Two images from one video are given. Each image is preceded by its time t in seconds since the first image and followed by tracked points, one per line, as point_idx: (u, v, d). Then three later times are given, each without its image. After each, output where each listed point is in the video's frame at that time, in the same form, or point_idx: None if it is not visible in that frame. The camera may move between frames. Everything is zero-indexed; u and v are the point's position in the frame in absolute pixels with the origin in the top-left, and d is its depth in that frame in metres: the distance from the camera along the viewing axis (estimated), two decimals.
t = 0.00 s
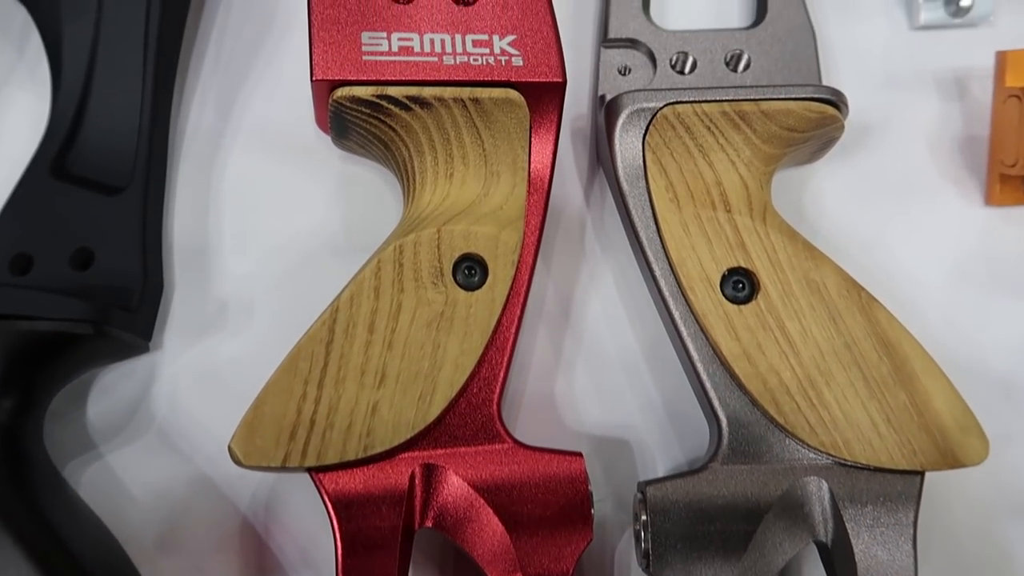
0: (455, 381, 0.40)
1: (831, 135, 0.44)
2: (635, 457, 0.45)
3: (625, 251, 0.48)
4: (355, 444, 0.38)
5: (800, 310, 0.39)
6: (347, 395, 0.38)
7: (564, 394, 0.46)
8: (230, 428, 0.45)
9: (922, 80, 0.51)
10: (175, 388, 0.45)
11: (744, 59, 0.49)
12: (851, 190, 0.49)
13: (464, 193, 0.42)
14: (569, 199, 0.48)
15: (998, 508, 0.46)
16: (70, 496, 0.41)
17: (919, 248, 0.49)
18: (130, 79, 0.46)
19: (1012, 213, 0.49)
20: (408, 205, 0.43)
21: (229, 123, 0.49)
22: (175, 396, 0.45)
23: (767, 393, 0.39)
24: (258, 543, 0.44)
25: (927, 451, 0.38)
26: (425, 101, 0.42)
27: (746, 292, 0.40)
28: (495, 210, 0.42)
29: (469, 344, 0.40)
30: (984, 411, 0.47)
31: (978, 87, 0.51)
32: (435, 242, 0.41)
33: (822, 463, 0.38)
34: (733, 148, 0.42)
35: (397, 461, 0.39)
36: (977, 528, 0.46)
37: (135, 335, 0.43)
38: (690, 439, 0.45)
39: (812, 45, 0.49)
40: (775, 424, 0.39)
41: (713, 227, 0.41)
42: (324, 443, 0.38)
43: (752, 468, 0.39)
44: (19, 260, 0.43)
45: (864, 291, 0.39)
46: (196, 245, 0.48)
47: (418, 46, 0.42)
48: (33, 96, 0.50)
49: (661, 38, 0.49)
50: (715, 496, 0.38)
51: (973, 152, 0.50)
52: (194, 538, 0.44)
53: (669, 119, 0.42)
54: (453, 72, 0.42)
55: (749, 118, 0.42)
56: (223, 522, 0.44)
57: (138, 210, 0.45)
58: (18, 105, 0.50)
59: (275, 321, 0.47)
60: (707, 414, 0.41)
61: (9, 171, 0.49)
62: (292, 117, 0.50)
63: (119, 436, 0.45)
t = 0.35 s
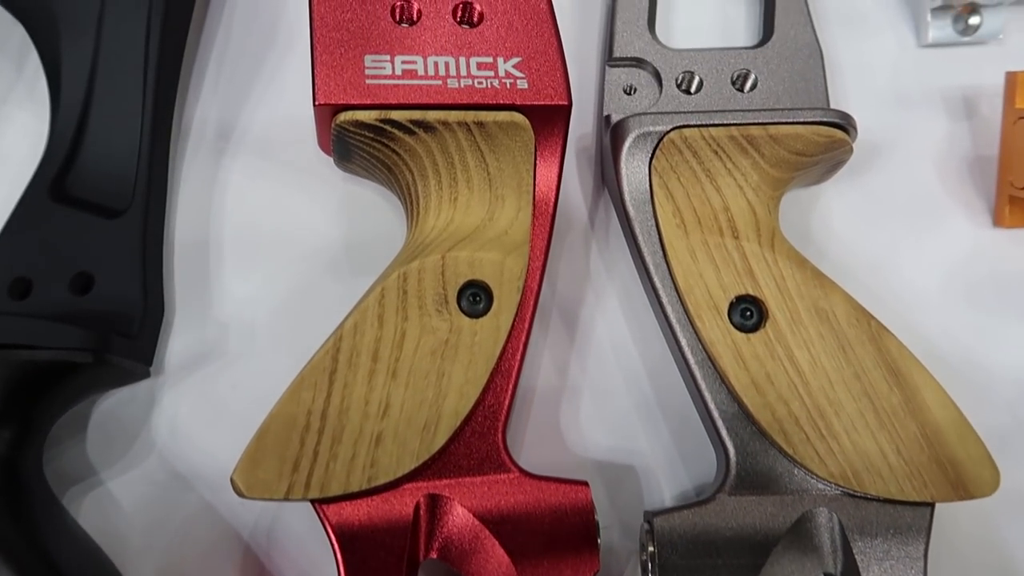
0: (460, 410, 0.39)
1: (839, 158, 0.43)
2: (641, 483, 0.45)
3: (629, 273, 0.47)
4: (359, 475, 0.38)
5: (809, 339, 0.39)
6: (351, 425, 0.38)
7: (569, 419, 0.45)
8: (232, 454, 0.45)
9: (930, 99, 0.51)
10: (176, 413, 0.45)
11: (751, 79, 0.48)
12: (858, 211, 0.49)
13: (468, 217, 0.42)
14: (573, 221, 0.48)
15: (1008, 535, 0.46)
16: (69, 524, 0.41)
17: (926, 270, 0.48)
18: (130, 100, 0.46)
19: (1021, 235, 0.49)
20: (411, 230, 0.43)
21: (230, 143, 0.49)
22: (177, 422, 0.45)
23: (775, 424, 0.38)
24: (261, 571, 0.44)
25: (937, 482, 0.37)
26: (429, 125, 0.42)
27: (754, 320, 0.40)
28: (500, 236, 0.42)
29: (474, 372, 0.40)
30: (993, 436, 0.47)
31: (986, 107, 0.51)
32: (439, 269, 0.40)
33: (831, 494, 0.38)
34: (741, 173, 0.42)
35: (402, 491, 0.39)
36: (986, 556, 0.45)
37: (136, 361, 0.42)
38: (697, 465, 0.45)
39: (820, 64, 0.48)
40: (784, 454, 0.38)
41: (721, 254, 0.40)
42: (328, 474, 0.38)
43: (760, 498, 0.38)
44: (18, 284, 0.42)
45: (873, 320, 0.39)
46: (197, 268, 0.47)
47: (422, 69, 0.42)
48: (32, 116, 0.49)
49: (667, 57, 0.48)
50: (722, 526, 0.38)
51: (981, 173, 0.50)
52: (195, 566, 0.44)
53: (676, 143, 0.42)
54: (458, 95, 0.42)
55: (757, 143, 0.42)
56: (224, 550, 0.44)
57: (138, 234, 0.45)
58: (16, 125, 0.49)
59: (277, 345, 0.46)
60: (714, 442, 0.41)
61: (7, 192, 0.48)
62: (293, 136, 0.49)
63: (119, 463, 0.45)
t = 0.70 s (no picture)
0: (467, 442, 0.39)
1: (850, 185, 0.43)
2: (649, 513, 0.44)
3: (637, 299, 0.47)
4: (365, 510, 0.37)
5: (821, 371, 0.38)
6: (358, 459, 0.37)
7: (577, 447, 0.45)
8: (236, 483, 0.44)
9: (940, 121, 0.50)
10: (179, 442, 0.45)
11: (759, 101, 0.48)
12: (869, 234, 0.48)
13: (475, 245, 0.41)
14: (580, 247, 0.48)
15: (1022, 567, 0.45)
16: (71, 558, 0.41)
17: (937, 295, 0.48)
18: (132, 123, 0.45)
19: None
20: (417, 257, 0.42)
21: (233, 166, 0.48)
22: (180, 451, 0.44)
23: (787, 457, 0.38)
24: None
25: (951, 518, 0.37)
26: (436, 152, 0.41)
27: (765, 351, 0.39)
28: (508, 264, 0.41)
29: (481, 404, 0.39)
30: (1007, 465, 0.46)
31: (997, 129, 0.50)
32: (446, 299, 0.40)
33: (844, 529, 0.38)
34: (751, 201, 0.41)
35: (409, 526, 0.38)
36: None
37: (138, 390, 0.42)
38: (706, 494, 0.44)
39: (830, 87, 0.48)
40: (796, 488, 0.38)
41: (731, 284, 0.40)
42: (334, 509, 0.37)
43: (771, 532, 0.38)
44: (18, 311, 0.42)
45: (886, 352, 0.39)
46: (199, 293, 0.47)
47: (428, 95, 0.41)
48: (32, 138, 0.49)
49: (675, 80, 0.48)
50: (733, 562, 0.38)
51: (992, 196, 0.49)
52: None
53: (686, 171, 0.41)
54: (465, 121, 0.41)
55: (768, 170, 0.41)
56: None
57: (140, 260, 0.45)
58: (16, 147, 0.49)
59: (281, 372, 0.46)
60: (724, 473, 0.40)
61: (7, 215, 0.48)
62: (297, 159, 0.48)
63: (122, 492, 0.44)
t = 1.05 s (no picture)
0: (476, 469, 0.38)
1: (860, 207, 0.43)
2: (658, 537, 0.44)
3: (644, 320, 0.47)
4: (373, 539, 0.37)
5: (832, 398, 0.38)
6: (365, 487, 0.37)
7: (585, 470, 0.45)
8: (241, 507, 0.44)
9: (950, 139, 0.50)
10: (184, 465, 0.44)
11: (768, 120, 0.47)
12: (878, 255, 0.48)
13: (483, 269, 0.41)
14: (588, 267, 0.47)
15: None
16: None
17: (948, 316, 0.47)
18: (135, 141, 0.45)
19: None
20: (424, 280, 0.42)
21: (237, 184, 0.48)
22: (184, 474, 0.44)
23: (799, 486, 0.37)
24: None
25: (965, 547, 0.36)
26: (443, 175, 0.41)
27: (776, 378, 0.39)
28: (516, 288, 0.41)
29: (489, 430, 0.39)
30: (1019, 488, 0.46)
31: (1007, 147, 0.50)
32: (454, 324, 0.39)
33: (857, 559, 0.37)
34: (762, 224, 0.41)
35: (416, 554, 0.38)
36: None
37: (142, 415, 0.42)
38: (715, 518, 0.44)
39: (840, 105, 0.47)
40: (807, 517, 0.37)
41: (741, 309, 0.39)
42: (341, 538, 0.37)
43: (782, 561, 0.37)
44: (22, 333, 0.41)
45: (898, 379, 0.38)
46: (204, 314, 0.46)
47: (436, 117, 0.41)
48: (34, 156, 0.49)
49: (684, 98, 0.47)
50: None
51: (1003, 215, 0.49)
52: None
53: (695, 194, 0.41)
54: (473, 144, 0.41)
55: (778, 194, 0.41)
56: None
57: (144, 281, 0.44)
58: (20, 167, 0.48)
59: (287, 394, 0.45)
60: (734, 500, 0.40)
61: (9, 235, 0.47)
62: (303, 178, 0.48)
63: (125, 516, 0.44)
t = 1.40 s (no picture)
0: (484, 496, 0.38)
1: (871, 230, 0.42)
2: (667, 562, 0.44)
3: (653, 341, 0.46)
4: (379, 568, 0.36)
5: (844, 425, 0.38)
6: (373, 515, 0.37)
7: (593, 494, 0.44)
8: (247, 530, 0.44)
9: (961, 158, 0.50)
10: (190, 488, 0.44)
11: (778, 139, 0.47)
12: (888, 275, 0.48)
13: (491, 293, 0.41)
14: (596, 288, 0.47)
15: None
16: None
17: (958, 337, 0.47)
18: (140, 161, 0.44)
19: None
20: (431, 303, 0.42)
21: (243, 203, 0.48)
22: (190, 497, 0.44)
23: (810, 514, 0.37)
24: None
25: None
26: (451, 199, 0.40)
27: (787, 404, 0.38)
28: (524, 312, 0.40)
29: (498, 456, 0.39)
30: None
31: (1017, 166, 0.50)
32: (463, 349, 0.39)
33: None
34: (773, 248, 0.40)
35: None
36: None
37: (148, 438, 0.42)
38: (724, 543, 0.44)
39: (850, 124, 0.47)
40: (820, 546, 0.37)
41: (752, 335, 0.39)
42: (348, 567, 0.36)
43: None
44: (26, 355, 0.41)
45: (911, 407, 0.38)
46: (209, 335, 0.46)
47: (444, 140, 0.41)
48: (38, 175, 0.48)
49: (693, 117, 0.47)
50: None
51: (1013, 234, 0.49)
52: None
53: (705, 218, 0.41)
54: (481, 166, 0.41)
55: (789, 217, 0.41)
56: None
57: (149, 302, 0.44)
58: (24, 186, 0.48)
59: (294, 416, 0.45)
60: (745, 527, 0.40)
61: (13, 255, 0.47)
62: (309, 197, 0.48)
63: (131, 539, 0.44)
